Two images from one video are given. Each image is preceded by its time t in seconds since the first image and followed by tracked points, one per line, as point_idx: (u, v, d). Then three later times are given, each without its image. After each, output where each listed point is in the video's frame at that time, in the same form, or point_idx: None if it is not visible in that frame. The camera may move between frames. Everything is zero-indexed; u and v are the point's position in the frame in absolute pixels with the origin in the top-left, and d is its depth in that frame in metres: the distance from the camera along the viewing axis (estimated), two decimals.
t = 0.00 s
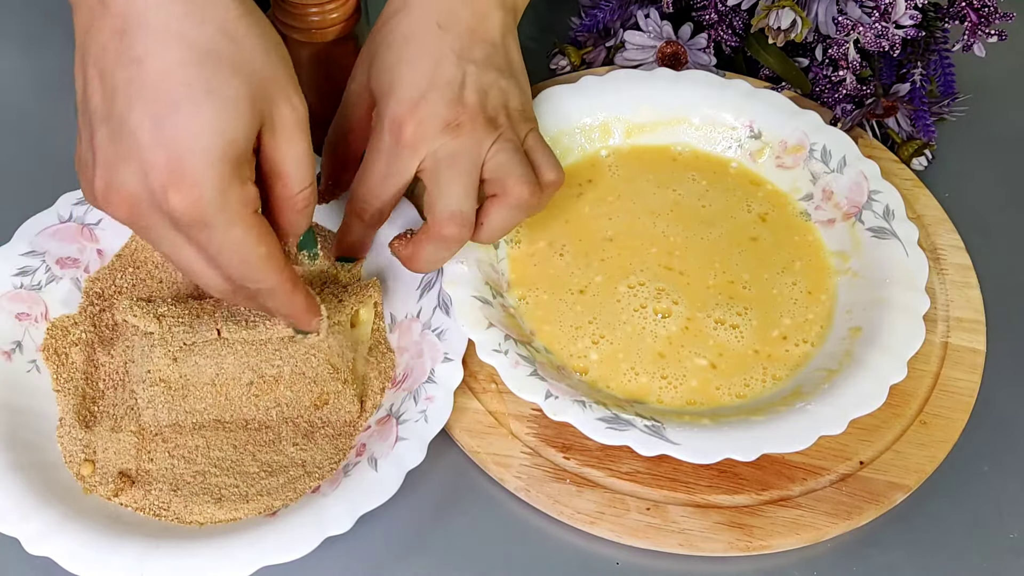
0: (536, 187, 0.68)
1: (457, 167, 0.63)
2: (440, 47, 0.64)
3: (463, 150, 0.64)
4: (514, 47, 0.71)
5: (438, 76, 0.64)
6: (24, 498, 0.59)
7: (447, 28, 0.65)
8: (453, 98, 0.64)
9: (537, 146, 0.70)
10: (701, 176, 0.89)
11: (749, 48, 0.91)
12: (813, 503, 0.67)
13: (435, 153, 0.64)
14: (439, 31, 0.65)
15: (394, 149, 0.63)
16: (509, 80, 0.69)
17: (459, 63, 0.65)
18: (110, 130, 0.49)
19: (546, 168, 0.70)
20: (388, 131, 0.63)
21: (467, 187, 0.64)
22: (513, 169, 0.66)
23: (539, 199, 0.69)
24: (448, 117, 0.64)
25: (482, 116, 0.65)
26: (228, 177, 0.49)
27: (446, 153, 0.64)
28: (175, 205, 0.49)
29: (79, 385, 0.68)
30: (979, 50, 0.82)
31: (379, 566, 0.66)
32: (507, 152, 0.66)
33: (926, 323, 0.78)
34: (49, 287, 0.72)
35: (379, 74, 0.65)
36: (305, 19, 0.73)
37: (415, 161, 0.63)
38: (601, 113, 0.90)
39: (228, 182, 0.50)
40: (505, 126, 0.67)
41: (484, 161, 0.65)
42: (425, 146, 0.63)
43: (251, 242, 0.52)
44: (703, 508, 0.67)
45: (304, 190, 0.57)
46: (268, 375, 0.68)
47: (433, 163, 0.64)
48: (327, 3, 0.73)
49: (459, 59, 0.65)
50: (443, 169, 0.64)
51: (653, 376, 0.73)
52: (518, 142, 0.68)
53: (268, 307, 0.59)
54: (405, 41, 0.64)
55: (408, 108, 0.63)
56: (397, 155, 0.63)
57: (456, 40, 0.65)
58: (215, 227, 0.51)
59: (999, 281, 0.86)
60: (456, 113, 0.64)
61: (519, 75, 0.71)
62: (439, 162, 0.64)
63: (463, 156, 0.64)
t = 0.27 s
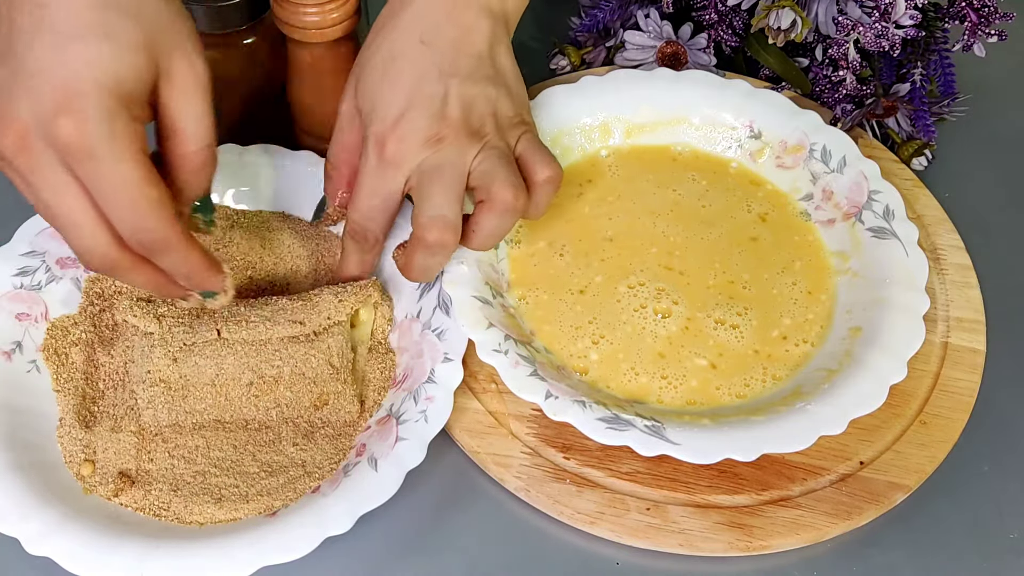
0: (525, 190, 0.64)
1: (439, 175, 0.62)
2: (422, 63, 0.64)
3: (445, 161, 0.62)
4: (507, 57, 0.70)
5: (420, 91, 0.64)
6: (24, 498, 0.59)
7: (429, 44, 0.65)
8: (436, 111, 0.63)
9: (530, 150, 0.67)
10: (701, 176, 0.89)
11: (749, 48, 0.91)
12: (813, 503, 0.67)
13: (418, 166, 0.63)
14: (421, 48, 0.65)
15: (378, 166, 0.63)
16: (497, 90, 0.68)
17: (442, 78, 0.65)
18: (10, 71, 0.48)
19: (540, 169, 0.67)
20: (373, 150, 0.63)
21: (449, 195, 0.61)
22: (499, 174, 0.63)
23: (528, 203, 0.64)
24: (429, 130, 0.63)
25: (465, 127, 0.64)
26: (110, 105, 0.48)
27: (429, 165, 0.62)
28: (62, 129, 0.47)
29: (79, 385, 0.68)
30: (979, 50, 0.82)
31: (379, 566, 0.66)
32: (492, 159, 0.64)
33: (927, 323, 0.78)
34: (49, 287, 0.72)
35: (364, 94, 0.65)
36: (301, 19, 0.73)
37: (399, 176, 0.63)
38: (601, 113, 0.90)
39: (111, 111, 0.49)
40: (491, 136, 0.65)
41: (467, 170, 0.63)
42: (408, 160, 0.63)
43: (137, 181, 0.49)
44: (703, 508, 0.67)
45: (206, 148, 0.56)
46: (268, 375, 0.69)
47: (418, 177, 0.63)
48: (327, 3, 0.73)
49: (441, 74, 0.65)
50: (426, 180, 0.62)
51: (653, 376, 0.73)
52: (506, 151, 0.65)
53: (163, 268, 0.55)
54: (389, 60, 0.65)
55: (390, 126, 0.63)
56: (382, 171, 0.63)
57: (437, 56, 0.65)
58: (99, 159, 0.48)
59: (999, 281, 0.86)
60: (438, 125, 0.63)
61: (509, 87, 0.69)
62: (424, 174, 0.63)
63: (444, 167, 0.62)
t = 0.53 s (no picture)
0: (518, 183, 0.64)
1: (433, 173, 0.62)
2: (405, 58, 0.65)
3: (439, 157, 0.63)
4: (487, 54, 0.70)
5: (406, 87, 0.65)
6: (25, 498, 0.59)
7: (410, 38, 0.66)
8: (423, 107, 0.64)
9: (517, 142, 0.66)
10: (701, 176, 0.89)
11: (749, 48, 0.90)
12: (813, 503, 0.67)
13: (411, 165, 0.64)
14: (403, 44, 0.66)
15: (372, 168, 0.65)
16: (482, 85, 0.68)
17: (427, 71, 0.65)
18: None
19: (529, 161, 0.66)
20: (365, 150, 0.65)
21: (446, 190, 0.62)
22: (492, 167, 0.63)
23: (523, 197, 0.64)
24: (420, 127, 0.64)
25: (454, 121, 0.64)
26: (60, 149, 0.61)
27: (423, 162, 0.63)
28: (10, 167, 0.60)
29: (79, 385, 0.68)
30: (979, 50, 0.82)
31: (379, 566, 0.66)
32: (483, 152, 0.64)
33: (927, 323, 0.78)
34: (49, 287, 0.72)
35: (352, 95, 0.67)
36: (299, 19, 0.73)
37: (393, 176, 0.64)
38: (601, 113, 0.90)
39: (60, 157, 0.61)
40: (480, 128, 0.65)
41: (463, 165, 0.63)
42: (399, 159, 0.64)
43: (69, 217, 0.61)
44: (704, 508, 0.67)
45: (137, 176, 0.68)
46: (267, 375, 0.69)
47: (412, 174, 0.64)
48: (327, 3, 0.73)
49: (425, 69, 0.66)
50: (422, 178, 0.63)
51: (653, 376, 0.73)
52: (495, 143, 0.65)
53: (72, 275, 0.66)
54: (372, 58, 0.66)
55: (379, 125, 0.64)
56: (376, 174, 0.64)
57: (420, 51, 0.66)
58: (38, 192, 0.60)
59: (999, 281, 0.86)
60: (427, 121, 0.64)
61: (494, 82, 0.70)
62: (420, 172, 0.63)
63: (438, 164, 0.63)
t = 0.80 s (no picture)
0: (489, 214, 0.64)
1: (402, 203, 0.61)
2: (376, 80, 0.62)
3: (410, 186, 0.61)
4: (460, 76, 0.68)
5: (379, 110, 0.62)
6: (24, 497, 0.59)
7: (382, 61, 0.62)
8: (397, 131, 0.62)
9: (491, 169, 0.66)
10: (700, 176, 0.89)
11: (749, 48, 0.90)
12: (813, 503, 0.67)
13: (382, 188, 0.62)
14: (376, 66, 0.62)
15: (342, 189, 0.63)
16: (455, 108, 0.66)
17: (401, 93, 0.62)
18: None
19: (503, 187, 0.65)
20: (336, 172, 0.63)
21: (414, 221, 0.61)
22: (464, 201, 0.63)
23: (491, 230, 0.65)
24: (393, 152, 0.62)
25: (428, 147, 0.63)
26: (109, 200, 0.61)
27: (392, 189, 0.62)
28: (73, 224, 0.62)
29: (79, 385, 0.68)
30: (980, 50, 0.82)
31: (379, 566, 0.66)
32: (456, 181, 0.63)
33: (927, 323, 0.78)
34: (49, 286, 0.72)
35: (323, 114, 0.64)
36: (297, 24, 0.73)
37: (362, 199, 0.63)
38: (601, 113, 0.90)
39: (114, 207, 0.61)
40: (454, 155, 0.64)
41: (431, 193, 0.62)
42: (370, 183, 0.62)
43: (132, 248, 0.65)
44: (703, 508, 0.67)
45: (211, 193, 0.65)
46: (267, 375, 0.69)
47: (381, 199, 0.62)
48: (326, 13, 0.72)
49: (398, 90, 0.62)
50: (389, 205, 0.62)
51: (653, 376, 0.73)
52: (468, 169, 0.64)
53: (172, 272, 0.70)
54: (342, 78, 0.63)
55: (352, 149, 0.62)
56: (346, 194, 0.63)
57: (393, 74, 0.62)
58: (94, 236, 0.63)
59: (999, 281, 0.86)
60: (400, 146, 0.62)
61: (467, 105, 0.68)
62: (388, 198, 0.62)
63: (410, 192, 0.61)
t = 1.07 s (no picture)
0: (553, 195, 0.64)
1: (473, 176, 0.58)
2: (438, 45, 0.59)
3: (479, 156, 0.58)
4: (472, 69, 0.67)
5: (443, 75, 0.58)
6: (25, 497, 0.59)
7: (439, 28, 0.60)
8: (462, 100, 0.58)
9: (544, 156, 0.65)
10: (701, 176, 0.89)
11: (749, 48, 0.90)
12: (813, 503, 0.67)
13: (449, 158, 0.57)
14: (432, 29, 0.59)
15: (407, 152, 0.56)
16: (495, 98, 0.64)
17: (462, 62, 0.59)
18: None
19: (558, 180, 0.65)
20: (398, 132, 0.56)
21: (485, 197, 0.59)
22: (527, 185, 0.62)
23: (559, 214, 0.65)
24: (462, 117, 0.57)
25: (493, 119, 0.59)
26: (93, 161, 0.58)
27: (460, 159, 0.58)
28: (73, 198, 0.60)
29: (79, 385, 0.68)
30: (979, 50, 0.82)
31: (379, 566, 0.66)
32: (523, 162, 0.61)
33: (926, 323, 0.78)
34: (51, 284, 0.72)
35: (375, 78, 0.59)
36: (298, 24, 0.73)
37: (426, 165, 0.57)
38: (601, 113, 0.90)
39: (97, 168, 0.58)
40: (516, 132, 0.62)
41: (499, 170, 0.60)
42: (438, 147, 0.57)
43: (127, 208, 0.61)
44: (703, 508, 0.67)
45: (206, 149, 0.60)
46: (267, 375, 0.69)
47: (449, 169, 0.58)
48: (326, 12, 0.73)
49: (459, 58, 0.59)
50: (460, 176, 0.58)
51: (653, 376, 0.73)
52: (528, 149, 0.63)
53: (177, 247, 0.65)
54: (398, 40, 0.59)
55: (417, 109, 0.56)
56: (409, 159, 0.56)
57: (452, 41, 0.59)
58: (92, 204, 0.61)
59: (999, 281, 0.86)
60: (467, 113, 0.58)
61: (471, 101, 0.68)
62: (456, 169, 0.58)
63: (479, 165, 0.58)
